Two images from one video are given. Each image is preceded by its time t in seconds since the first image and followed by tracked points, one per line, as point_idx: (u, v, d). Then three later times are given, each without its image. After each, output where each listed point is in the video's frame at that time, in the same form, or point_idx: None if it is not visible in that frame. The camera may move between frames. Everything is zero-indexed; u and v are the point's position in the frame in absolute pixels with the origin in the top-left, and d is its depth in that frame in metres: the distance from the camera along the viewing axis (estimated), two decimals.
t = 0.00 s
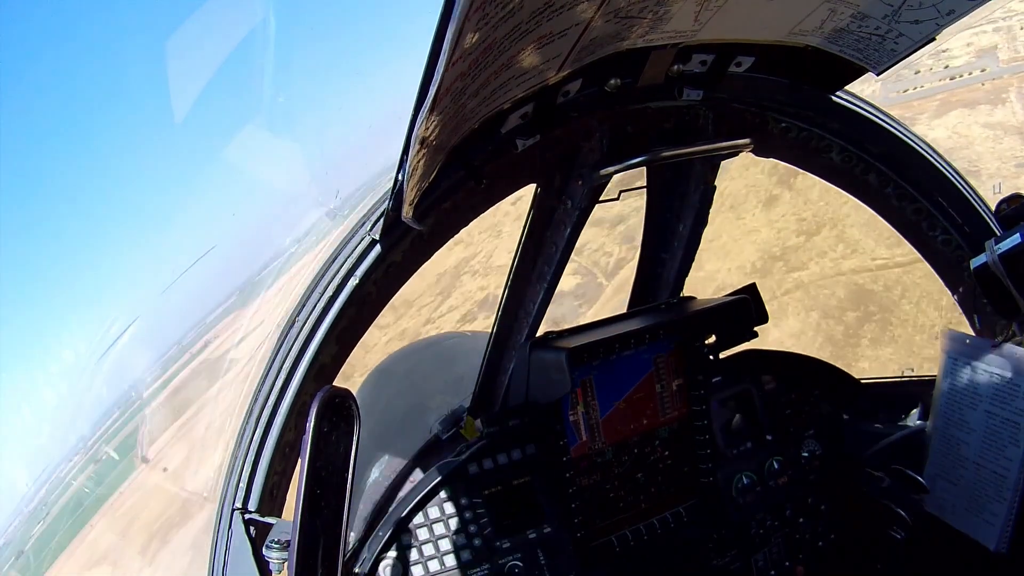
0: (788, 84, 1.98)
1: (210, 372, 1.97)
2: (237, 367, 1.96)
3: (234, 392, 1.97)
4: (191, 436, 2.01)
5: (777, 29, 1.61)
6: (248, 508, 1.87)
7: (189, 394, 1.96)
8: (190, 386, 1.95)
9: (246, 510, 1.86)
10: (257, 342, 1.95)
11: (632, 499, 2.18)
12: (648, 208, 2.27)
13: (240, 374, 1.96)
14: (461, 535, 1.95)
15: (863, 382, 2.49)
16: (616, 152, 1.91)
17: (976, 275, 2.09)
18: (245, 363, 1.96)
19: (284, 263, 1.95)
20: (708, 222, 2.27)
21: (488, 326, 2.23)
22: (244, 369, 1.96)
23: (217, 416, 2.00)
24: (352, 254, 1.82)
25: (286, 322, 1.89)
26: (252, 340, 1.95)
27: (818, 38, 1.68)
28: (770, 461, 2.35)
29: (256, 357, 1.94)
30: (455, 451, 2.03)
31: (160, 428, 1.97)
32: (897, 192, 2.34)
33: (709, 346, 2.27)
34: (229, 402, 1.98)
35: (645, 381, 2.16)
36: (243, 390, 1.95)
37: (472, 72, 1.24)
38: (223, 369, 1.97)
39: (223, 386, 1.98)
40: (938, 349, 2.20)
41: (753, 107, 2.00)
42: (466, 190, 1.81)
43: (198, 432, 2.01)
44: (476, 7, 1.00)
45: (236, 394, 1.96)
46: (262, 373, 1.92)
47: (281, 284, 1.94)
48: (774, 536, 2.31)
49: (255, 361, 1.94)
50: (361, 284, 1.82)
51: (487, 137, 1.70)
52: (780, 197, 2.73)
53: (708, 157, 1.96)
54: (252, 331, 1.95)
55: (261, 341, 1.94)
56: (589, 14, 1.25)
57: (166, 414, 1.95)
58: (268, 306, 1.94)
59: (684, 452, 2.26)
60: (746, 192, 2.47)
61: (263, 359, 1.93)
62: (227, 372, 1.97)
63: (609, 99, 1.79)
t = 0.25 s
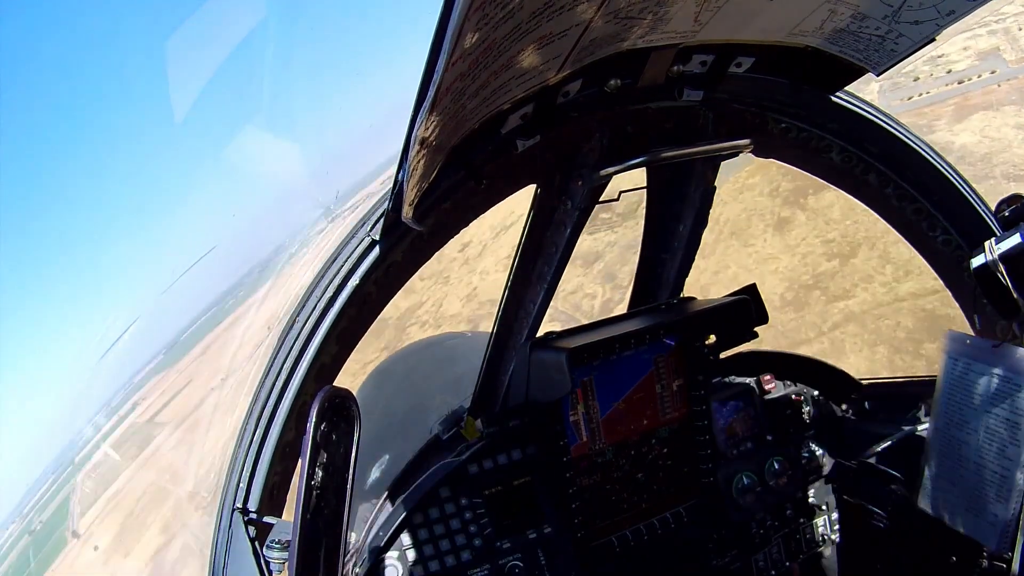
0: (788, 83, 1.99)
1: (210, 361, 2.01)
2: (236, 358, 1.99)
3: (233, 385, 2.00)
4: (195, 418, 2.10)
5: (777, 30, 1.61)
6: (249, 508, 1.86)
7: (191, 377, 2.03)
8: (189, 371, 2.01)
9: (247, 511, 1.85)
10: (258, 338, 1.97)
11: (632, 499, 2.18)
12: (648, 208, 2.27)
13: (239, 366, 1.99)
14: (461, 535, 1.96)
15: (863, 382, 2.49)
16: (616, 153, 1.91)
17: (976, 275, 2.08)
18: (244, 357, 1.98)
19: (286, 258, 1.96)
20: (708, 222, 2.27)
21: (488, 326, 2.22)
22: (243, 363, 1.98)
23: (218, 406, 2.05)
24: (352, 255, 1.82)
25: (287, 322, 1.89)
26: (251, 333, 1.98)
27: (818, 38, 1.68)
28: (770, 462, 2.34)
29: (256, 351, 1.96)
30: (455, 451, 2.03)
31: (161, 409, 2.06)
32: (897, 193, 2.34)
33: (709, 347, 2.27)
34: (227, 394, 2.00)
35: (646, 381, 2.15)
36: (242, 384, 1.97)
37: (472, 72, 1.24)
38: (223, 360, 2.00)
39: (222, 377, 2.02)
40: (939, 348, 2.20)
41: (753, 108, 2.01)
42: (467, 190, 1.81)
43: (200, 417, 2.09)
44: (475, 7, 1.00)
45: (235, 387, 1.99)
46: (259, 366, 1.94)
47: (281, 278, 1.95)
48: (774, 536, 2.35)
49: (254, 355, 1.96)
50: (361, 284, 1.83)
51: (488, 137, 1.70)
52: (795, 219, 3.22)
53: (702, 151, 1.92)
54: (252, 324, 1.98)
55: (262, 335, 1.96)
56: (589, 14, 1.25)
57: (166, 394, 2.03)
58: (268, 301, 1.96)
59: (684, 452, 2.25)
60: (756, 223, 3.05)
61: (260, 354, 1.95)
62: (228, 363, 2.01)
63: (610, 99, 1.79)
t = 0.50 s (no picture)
0: (788, 83, 1.99)
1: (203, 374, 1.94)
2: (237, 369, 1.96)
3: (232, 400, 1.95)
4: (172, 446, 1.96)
5: (777, 29, 1.61)
6: (249, 508, 1.85)
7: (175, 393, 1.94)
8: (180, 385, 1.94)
9: (247, 512, 1.85)
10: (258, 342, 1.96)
11: (632, 499, 2.18)
12: (648, 208, 2.27)
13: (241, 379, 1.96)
14: (461, 535, 1.97)
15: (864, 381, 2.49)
16: (616, 153, 1.91)
17: (975, 275, 2.08)
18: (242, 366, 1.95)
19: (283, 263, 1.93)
20: (708, 222, 2.27)
21: (488, 326, 2.22)
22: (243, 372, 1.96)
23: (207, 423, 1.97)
24: (352, 254, 1.82)
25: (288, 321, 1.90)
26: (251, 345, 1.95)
27: (818, 38, 1.67)
28: (770, 462, 2.35)
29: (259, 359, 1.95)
30: (455, 450, 2.02)
31: (140, 432, 1.93)
32: (897, 193, 2.34)
33: (709, 347, 2.26)
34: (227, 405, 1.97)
35: (645, 381, 2.15)
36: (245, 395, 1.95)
37: (472, 72, 1.24)
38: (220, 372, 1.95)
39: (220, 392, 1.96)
40: (939, 348, 2.20)
41: (753, 107, 2.01)
42: (467, 190, 1.81)
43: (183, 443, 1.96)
44: (476, 7, 1.00)
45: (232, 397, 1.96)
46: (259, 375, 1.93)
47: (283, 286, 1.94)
48: (775, 536, 2.32)
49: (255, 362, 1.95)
50: (361, 284, 1.83)
51: (488, 137, 1.70)
52: (837, 242, 3.33)
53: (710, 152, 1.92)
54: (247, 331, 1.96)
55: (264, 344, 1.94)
56: (589, 13, 1.25)
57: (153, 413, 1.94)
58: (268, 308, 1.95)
59: (684, 452, 2.24)
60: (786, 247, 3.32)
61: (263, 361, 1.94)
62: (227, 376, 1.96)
63: (609, 99, 1.79)
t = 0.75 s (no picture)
0: (788, 83, 1.99)
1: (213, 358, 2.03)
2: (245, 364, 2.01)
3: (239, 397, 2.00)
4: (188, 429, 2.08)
5: (776, 29, 1.61)
6: (249, 509, 1.85)
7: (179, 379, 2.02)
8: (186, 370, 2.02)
9: (247, 512, 1.85)
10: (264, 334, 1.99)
11: (633, 499, 2.19)
12: (648, 209, 2.27)
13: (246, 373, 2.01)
14: (461, 535, 1.97)
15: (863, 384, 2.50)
16: (616, 153, 1.91)
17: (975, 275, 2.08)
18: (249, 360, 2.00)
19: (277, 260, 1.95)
20: (708, 223, 2.28)
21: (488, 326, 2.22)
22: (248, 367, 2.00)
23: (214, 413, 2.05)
24: (352, 254, 1.83)
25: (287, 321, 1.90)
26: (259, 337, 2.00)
27: (818, 38, 1.68)
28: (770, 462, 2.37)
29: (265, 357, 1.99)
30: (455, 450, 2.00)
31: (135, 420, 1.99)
32: (897, 193, 2.34)
33: (710, 347, 2.26)
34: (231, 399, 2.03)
35: (645, 381, 2.15)
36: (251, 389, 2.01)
37: (472, 71, 1.24)
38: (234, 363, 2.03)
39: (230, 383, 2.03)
40: (938, 348, 2.20)
41: (753, 108, 2.01)
42: (467, 190, 1.81)
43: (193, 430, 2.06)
44: (475, 7, 1.00)
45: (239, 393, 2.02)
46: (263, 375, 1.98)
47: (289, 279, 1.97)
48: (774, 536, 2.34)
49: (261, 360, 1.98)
50: (361, 284, 1.83)
51: (488, 137, 1.70)
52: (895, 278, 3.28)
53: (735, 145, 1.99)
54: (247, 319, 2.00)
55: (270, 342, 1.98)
56: (589, 13, 1.25)
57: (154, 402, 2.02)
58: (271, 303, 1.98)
59: (684, 451, 2.26)
60: (843, 288, 3.51)
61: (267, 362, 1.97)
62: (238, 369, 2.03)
63: (610, 99, 1.80)
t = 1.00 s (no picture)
0: (788, 83, 1.99)
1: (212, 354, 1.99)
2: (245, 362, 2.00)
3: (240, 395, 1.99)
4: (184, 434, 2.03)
5: (776, 29, 1.61)
6: (250, 509, 1.85)
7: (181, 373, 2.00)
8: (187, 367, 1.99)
9: (249, 513, 1.85)
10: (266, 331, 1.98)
11: (633, 499, 2.19)
12: (648, 209, 2.28)
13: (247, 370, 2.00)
14: (461, 535, 1.97)
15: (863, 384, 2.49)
16: (616, 153, 1.91)
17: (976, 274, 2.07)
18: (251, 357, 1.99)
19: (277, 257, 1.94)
20: (708, 223, 2.28)
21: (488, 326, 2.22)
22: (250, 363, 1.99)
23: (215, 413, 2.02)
24: (352, 254, 1.83)
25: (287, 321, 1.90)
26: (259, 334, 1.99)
27: (818, 38, 1.68)
28: (771, 462, 2.36)
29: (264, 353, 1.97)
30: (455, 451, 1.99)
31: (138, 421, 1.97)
32: (898, 193, 2.34)
33: (710, 347, 2.26)
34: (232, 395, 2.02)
35: (646, 381, 2.15)
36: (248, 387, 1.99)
37: (472, 71, 1.24)
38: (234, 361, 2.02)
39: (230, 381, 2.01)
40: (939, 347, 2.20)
41: (753, 107, 2.01)
42: (467, 190, 1.82)
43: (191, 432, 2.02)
44: (475, 6, 1.00)
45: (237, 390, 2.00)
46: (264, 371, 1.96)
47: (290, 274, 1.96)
48: (774, 536, 2.36)
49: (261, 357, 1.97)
50: (361, 284, 1.83)
51: (487, 137, 1.70)
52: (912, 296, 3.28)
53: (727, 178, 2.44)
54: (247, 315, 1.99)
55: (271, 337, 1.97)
56: (589, 13, 1.25)
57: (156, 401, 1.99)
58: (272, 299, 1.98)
59: (685, 451, 2.25)
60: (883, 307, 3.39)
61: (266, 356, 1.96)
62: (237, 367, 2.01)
63: (609, 99, 1.80)
